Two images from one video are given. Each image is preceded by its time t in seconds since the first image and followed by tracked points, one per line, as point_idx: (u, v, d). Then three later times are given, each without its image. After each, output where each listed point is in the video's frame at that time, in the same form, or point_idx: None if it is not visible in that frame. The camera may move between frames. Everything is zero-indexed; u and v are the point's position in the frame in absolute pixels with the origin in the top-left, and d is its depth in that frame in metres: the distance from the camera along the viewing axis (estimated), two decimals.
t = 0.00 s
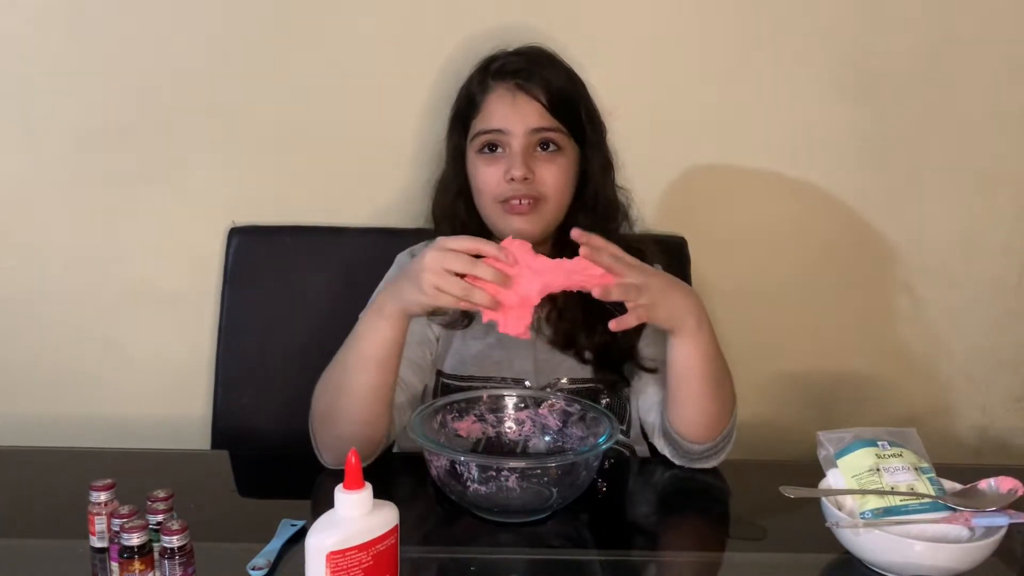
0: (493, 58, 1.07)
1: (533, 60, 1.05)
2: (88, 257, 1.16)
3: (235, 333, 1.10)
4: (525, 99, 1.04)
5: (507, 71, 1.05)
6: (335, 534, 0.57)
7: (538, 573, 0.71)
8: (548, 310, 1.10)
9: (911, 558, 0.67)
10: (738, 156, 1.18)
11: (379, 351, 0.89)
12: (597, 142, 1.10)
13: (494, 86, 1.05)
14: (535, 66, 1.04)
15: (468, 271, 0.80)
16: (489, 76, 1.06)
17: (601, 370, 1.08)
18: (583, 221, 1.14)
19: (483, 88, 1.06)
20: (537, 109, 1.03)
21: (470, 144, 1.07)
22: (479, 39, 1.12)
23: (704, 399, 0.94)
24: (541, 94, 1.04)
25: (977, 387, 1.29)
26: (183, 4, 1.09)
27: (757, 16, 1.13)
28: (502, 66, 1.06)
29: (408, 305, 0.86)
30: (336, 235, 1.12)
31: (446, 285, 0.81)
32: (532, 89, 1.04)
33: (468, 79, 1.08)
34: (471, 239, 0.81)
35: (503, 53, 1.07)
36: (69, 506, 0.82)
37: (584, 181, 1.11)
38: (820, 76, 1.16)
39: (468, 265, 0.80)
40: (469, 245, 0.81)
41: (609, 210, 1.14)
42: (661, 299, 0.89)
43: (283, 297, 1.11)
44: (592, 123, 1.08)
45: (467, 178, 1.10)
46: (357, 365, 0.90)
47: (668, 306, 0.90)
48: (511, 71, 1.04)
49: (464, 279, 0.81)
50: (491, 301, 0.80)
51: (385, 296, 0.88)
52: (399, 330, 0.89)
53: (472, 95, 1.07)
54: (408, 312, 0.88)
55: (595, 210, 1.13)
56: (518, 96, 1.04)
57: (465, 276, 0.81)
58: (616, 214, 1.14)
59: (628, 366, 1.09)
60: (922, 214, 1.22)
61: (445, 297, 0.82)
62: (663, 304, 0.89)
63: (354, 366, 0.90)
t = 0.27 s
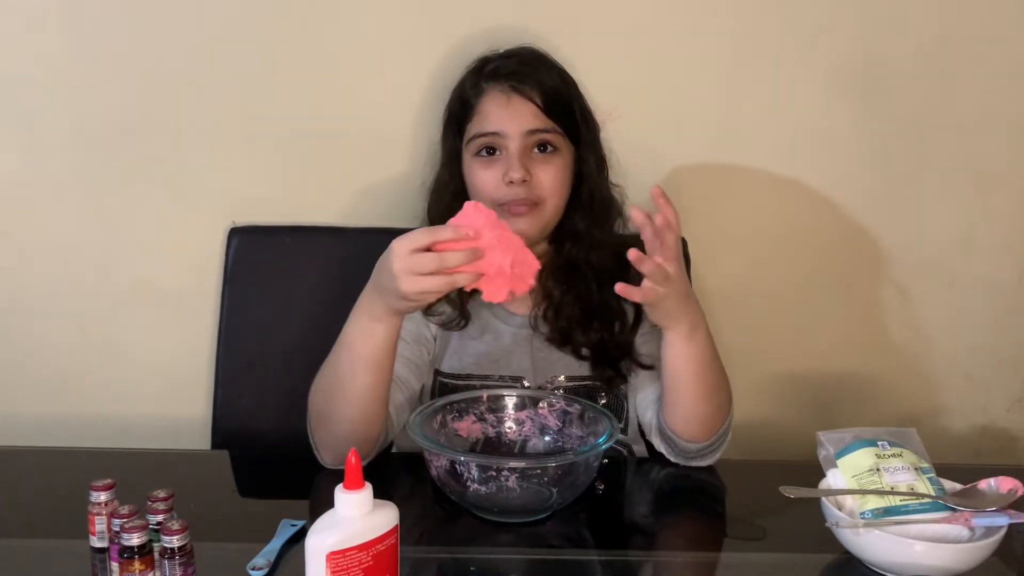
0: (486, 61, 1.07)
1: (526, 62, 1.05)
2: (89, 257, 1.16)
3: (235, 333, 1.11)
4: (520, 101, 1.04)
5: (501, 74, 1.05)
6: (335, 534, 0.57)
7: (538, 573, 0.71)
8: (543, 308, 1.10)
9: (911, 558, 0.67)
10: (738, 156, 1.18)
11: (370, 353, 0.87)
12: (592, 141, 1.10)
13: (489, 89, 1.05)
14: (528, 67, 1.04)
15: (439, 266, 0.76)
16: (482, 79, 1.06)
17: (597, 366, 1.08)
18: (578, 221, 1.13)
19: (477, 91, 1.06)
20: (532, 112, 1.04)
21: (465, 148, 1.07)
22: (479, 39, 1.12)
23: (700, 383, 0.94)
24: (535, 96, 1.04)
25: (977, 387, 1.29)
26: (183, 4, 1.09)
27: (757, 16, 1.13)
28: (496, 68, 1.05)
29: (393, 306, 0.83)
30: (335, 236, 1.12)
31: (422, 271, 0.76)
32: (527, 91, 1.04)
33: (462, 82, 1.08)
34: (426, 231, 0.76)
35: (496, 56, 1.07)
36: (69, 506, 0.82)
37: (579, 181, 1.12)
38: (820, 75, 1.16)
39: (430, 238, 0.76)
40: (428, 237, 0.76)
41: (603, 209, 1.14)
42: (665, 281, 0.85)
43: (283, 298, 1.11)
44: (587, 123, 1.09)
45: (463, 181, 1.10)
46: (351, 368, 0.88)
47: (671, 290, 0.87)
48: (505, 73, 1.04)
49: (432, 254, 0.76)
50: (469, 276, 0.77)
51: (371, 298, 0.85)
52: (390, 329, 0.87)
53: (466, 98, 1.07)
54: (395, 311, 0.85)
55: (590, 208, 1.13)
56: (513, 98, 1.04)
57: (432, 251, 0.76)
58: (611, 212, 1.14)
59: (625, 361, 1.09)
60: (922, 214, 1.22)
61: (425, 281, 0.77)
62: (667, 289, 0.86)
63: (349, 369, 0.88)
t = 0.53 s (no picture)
0: (479, 63, 1.07)
1: (518, 64, 1.05)
2: (89, 257, 1.16)
3: (235, 332, 1.11)
4: (513, 104, 1.04)
5: (494, 76, 1.05)
6: (335, 534, 0.57)
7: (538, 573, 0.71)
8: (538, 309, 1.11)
9: (911, 558, 0.67)
10: (738, 156, 1.18)
11: (402, 374, 0.89)
12: (587, 143, 1.10)
13: (482, 91, 1.05)
14: (520, 70, 1.04)
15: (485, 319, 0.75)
16: (476, 81, 1.06)
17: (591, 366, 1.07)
18: (573, 222, 1.14)
19: (470, 93, 1.06)
20: (524, 114, 1.03)
21: (459, 150, 1.07)
22: (478, 39, 1.13)
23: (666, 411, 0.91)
24: (528, 98, 1.04)
25: (977, 387, 1.29)
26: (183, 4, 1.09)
27: (757, 16, 1.13)
28: (489, 71, 1.05)
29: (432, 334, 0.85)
30: (335, 236, 1.12)
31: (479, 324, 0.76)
32: (519, 94, 1.04)
33: (456, 83, 1.08)
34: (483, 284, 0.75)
35: (489, 58, 1.07)
36: (70, 506, 0.82)
37: (573, 182, 1.11)
38: (820, 75, 1.16)
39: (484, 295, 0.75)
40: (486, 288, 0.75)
41: (599, 210, 1.13)
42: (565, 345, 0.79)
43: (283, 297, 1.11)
44: (581, 124, 1.09)
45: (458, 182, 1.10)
46: (379, 386, 0.89)
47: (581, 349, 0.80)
48: (497, 76, 1.04)
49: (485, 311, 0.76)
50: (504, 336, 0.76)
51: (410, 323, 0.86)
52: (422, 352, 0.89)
53: (460, 100, 1.07)
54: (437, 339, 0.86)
55: (584, 209, 1.13)
56: (506, 102, 1.04)
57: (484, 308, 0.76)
58: (607, 213, 1.14)
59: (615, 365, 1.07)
60: (922, 213, 1.22)
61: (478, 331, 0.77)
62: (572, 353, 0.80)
63: (376, 386, 0.89)
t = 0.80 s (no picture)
0: (485, 66, 1.06)
1: (524, 70, 1.04)
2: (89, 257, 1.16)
3: (235, 333, 1.11)
4: (518, 111, 1.03)
5: (499, 82, 1.04)
6: (335, 534, 0.57)
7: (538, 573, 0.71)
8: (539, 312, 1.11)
9: (911, 558, 0.67)
10: (738, 156, 1.18)
11: (374, 360, 0.89)
12: (591, 148, 1.10)
13: (487, 96, 1.04)
14: (526, 76, 1.03)
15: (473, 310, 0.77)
16: (481, 85, 1.05)
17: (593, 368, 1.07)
18: (576, 226, 1.14)
19: (475, 97, 1.05)
20: (530, 122, 1.03)
21: (464, 154, 1.07)
22: (478, 39, 1.13)
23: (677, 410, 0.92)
24: (533, 105, 1.03)
25: (977, 387, 1.29)
26: (183, 4, 1.09)
27: (757, 16, 1.13)
28: (495, 76, 1.04)
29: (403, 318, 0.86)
30: (335, 236, 1.12)
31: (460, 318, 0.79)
32: (525, 100, 1.03)
33: (460, 85, 1.07)
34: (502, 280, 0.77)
35: (495, 61, 1.05)
36: (70, 506, 0.82)
37: (576, 185, 1.11)
38: (820, 75, 1.16)
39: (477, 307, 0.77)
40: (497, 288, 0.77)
41: (602, 214, 1.14)
42: (591, 351, 0.78)
43: (283, 296, 1.11)
44: (586, 129, 1.08)
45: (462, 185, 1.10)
46: (356, 372, 0.90)
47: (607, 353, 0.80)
48: (503, 82, 1.03)
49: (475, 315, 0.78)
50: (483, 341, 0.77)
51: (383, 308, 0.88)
52: (398, 339, 0.89)
53: (464, 103, 1.06)
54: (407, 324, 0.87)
55: (587, 213, 1.13)
56: (512, 108, 1.03)
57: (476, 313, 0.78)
58: (610, 216, 1.14)
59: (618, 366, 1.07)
60: (922, 213, 1.22)
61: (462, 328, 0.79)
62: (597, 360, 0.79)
63: (353, 373, 0.90)
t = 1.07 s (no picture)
0: (492, 64, 1.06)
1: (532, 68, 1.04)
2: (89, 257, 1.16)
3: (235, 333, 1.11)
4: (525, 108, 1.03)
5: (507, 79, 1.04)
6: (335, 534, 0.57)
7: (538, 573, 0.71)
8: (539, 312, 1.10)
9: (911, 558, 0.67)
10: (737, 156, 1.18)
11: (394, 367, 0.90)
12: (595, 148, 1.10)
13: (493, 92, 1.05)
14: (534, 74, 1.04)
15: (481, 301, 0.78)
16: (487, 82, 1.05)
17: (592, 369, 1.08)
18: (576, 228, 1.14)
19: (481, 93, 1.06)
20: (536, 119, 1.03)
21: (468, 150, 1.07)
22: (478, 39, 1.13)
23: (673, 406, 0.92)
24: (539, 103, 1.03)
25: (977, 387, 1.29)
26: (183, 4, 1.09)
27: (757, 16, 1.13)
28: (502, 73, 1.05)
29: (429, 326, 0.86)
30: (335, 236, 1.12)
31: (465, 314, 0.78)
32: (532, 98, 1.03)
33: (466, 82, 1.07)
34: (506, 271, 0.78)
35: (502, 59, 1.06)
36: (70, 506, 0.82)
37: (578, 186, 1.11)
38: (820, 76, 1.16)
39: (491, 297, 0.76)
40: (499, 276, 0.77)
41: (603, 215, 1.13)
42: (580, 335, 0.79)
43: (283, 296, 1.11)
44: (591, 130, 1.08)
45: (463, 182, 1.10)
46: (375, 377, 0.90)
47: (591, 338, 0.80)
48: (510, 79, 1.04)
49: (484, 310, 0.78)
50: (503, 337, 0.77)
51: (410, 315, 0.88)
52: (420, 349, 0.90)
53: (469, 100, 1.07)
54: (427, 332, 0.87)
55: (589, 214, 1.13)
56: (518, 104, 1.03)
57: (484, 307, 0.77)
58: (611, 219, 1.14)
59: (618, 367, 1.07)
60: (922, 214, 1.22)
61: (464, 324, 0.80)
62: (585, 344, 0.80)
63: (372, 378, 0.90)
